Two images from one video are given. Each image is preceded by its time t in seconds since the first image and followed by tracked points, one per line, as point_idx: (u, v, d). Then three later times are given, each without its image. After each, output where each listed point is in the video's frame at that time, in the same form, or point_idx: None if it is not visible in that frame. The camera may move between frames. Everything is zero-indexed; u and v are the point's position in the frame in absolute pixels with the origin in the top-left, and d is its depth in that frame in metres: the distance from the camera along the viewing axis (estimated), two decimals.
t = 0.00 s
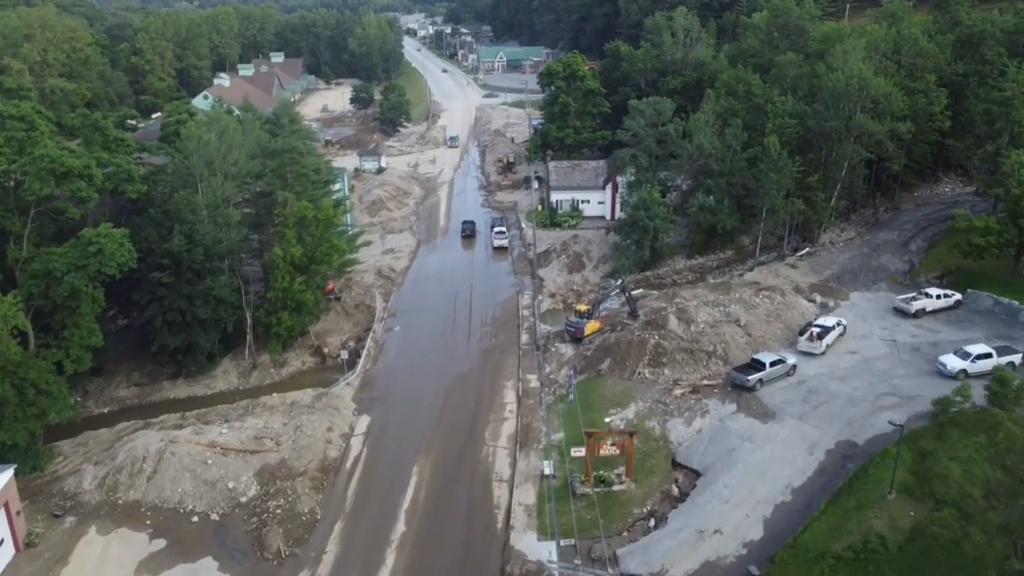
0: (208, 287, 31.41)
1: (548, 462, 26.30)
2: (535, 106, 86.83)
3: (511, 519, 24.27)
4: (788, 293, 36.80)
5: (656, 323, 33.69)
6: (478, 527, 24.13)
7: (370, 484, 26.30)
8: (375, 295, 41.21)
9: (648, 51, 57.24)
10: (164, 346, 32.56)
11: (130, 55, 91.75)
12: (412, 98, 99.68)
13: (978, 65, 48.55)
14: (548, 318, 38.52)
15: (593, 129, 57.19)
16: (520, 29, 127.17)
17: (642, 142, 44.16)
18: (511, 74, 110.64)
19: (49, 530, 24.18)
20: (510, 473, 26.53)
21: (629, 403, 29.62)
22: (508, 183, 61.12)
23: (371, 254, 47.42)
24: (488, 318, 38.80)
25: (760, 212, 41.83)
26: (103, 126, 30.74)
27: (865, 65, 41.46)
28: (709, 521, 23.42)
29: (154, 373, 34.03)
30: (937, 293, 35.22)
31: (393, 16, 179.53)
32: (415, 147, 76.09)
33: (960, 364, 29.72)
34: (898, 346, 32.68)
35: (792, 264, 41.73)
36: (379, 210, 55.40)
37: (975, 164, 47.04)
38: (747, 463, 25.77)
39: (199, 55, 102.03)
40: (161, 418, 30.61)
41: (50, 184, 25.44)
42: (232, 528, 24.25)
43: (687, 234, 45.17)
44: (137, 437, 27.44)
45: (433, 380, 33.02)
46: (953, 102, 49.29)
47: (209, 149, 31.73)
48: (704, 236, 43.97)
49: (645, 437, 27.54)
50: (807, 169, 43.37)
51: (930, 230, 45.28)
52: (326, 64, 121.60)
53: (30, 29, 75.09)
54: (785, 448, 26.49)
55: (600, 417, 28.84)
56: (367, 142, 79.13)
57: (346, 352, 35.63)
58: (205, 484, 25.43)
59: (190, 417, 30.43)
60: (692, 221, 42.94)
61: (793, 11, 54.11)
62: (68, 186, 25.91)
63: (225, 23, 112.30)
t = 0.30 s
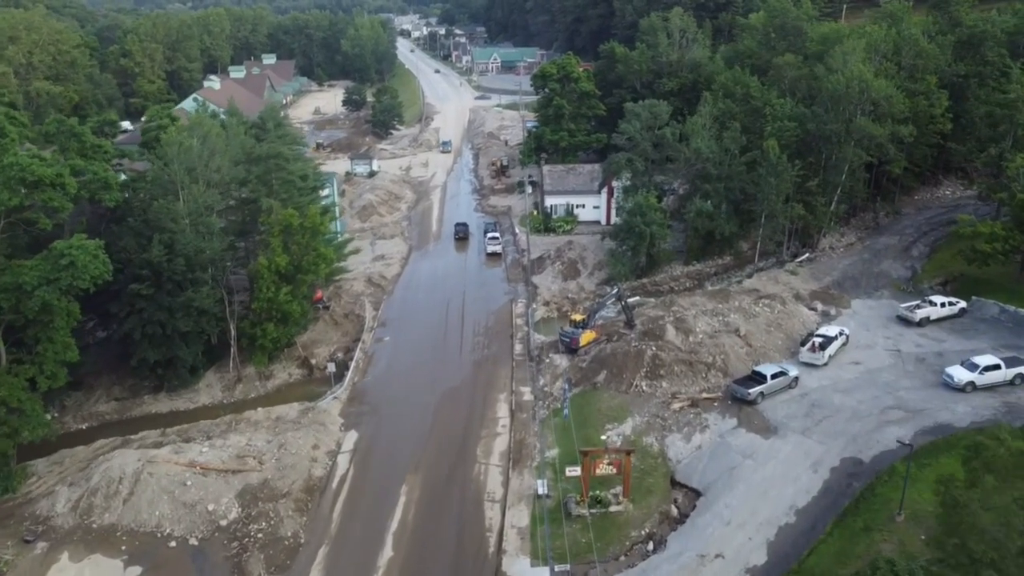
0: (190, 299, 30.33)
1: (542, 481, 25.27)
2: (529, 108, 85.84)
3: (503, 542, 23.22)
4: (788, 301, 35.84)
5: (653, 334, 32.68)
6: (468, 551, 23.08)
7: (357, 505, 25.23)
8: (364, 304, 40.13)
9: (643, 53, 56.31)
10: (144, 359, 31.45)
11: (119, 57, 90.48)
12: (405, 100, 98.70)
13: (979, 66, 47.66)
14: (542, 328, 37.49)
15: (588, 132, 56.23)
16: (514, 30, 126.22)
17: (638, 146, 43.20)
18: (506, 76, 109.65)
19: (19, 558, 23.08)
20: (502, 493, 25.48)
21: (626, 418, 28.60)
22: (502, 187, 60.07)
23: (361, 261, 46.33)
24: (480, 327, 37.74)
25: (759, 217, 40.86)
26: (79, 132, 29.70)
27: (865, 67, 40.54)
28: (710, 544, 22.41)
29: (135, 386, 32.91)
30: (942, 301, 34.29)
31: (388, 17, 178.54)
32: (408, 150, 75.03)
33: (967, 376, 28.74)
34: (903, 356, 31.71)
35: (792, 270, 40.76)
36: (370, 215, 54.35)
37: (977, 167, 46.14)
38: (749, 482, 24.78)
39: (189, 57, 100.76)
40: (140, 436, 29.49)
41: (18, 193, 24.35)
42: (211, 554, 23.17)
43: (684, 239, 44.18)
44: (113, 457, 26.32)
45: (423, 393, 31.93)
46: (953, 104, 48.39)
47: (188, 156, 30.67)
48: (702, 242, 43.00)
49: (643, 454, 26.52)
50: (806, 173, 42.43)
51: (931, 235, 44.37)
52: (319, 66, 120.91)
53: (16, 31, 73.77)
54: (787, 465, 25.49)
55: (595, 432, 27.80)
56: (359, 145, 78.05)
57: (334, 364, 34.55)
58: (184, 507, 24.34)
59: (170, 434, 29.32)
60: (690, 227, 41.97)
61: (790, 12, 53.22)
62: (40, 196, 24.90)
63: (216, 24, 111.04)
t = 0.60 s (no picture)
0: (167, 313, 29.06)
1: (535, 506, 24.04)
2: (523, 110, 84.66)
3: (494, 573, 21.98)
4: (790, 311, 34.69)
5: (651, 347, 31.48)
6: None
7: (340, 531, 23.93)
8: (352, 314, 38.85)
9: (638, 54, 55.19)
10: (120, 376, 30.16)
11: (106, 59, 88.95)
12: (397, 103, 97.45)
13: (981, 67, 46.62)
14: (535, 340, 36.25)
15: (582, 136, 55.04)
16: (508, 31, 125.10)
17: (634, 150, 42.03)
18: (499, 78, 108.46)
19: None
20: (493, 517, 24.23)
21: (623, 436, 27.39)
22: (494, 192, 58.83)
23: (350, 269, 45.05)
24: (471, 338, 36.47)
25: (758, 224, 39.70)
26: (50, 139, 28.68)
27: (867, 69, 39.45)
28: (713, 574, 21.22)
29: (112, 404, 31.60)
30: (948, 310, 33.18)
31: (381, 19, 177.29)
32: (399, 153, 73.77)
33: (978, 391, 27.61)
34: (909, 369, 30.57)
35: (792, 278, 39.58)
36: (360, 222, 53.07)
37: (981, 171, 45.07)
38: (752, 506, 23.60)
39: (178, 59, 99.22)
40: (115, 457, 28.19)
41: None
42: None
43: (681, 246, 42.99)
44: (84, 482, 25.04)
45: (412, 409, 30.63)
46: (955, 106, 47.30)
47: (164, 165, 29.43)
48: (699, 249, 41.81)
49: (640, 476, 25.32)
50: (807, 178, 41.30)
51: (934, 241, 43.27)
52: (311, 67, 119.11)
53: None
54: (792, 488, 24.31)
55: (590, 452, 26.58)
56: (350, 149, 76.75)
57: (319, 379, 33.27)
58: (156, 536, 23.06)
59: (146, 455, 28.04)
60: (687, 234, 40.79)
61: (787, 12, 52.13)
62: (5, 207, 24.62)
63: (206, 26, 109.54)
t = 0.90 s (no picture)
0: (146, 327, 27.92)
1: (529, 530, 22.94)
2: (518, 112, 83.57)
3: None
4: (792, 321, 33.62)
5: (649, 359, 30.37)
6: None
7: (324, 557, 22.80)
8: (340, 324, 37.69)
9: (635, 56, 54.12)
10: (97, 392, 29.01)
11: (95, 61, 87.56)
12: (391, 105, 96.32)
13: (985, 69, 45.62)
14: (530, 351, 35.14)
15: (578, 139, 53.96)
16: (503, 33, 124.03)
17: (631, 155, 40.98)
18: (494, 79, 107.38)
19: None
20: (485, 542, 23.12)
21: (620, 455, 26.30)
22: (488, 196, 57.73)
23: (339, 277, 43.93)
24: (464, 349, 35.34)
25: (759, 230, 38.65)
26: (20, 146, 27.30)
27: (869, 71, 38.44)
28: None
29: (90, 420, 30.43)
30: (955, 320, 32.14)
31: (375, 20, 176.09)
32: (392, 156, 72.64)
33: (989, 406, 26.56)
34: (916, 382, 29.52)
35: (793, 285, 38.54)
36: (351, 227, 51.94)
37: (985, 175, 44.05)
38: (756, 530, 22.51)
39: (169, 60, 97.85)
40: (90, 478, 27.02)
41: None
42: None
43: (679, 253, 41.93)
44: (56, 507, 23.88)
45: (401, 425, 29.48)
46: (958, 109, 46.28)
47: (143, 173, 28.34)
48: (698, 255, 40.74)
49: (639, 498, 24.22)
50: (808, 183, 40.27)
51: (938, 247, 42.26)
52: (304, 69, 117.82)
53: None
54: (797, 510, 23.22)
55: (587, 472, 25.47)
56: (343, 152, 75.57)
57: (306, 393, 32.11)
58: (130, 564, 21.87)
59: (124, 475, 26.88)
60: (686, 240, 39.73)
61: (786, 13, 51.10)
62: None
63: (198, 27, 108.17)
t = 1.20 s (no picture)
0: (122, 342, 26.78)
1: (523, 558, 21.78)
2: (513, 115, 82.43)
3: None
4: (794, 332, 32.55)
5: (648, 374, 29.24)
6: None
7: None
8: (329, 335, 36.52)
9: (632, 58, 52.99)
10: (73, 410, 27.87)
11: (85, 62, 86.18)
12: (385, 107, 95.15)
13: (989, 71, 44.53)
14: (524, 364, 33.99)
15: (574, 143, 52.85)
16: (499, 33, 122.89)
17: (628, 160, 39.90)
18: (490, 81, 106.23)
19: None
20: (477, 570, 21.96)
21: (618, 476, 25.16)
22: (483, 201, 56.62)
23: (330, 285, 42.78)
24: (457, 362, 34.17)
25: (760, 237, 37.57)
26: None
27: (873, 74, 37.36)
28: None
29: (67, 439, 29.27)
30: (964, 331, 31.08)
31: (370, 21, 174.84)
32: (385, 160, 71.47)
33: (1002, 424, 25.49)
34: (925, 397, 28.43)
35: (795, 294, 37.45)
36: (343, 233, 50.79)
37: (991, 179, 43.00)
38: (761, 558, 21.41)
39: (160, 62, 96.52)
40: (64, 501, 25.86)
41: None
42: None
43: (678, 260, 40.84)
44: (24, 535, 22.76)
45: (391, 443, 28.25)
46: (962, 111, 45.19)
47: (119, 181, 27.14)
48: (697, 263, 39.66)
49: (638, 523, 23.10)
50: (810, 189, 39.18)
51: (943, 253, 41.20)
52: (298, 71, 116.34)
53: None
54: (804, 536, 22.12)
55: (584, 494, 24.32)
56: (335, 155, 74.38)
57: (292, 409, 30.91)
58: None
59: (99, 498, 25.72)
60: (685, 248, 38.64)
61: (785, 14, 50.04)
62: None
63: (190, 28, 106.84)
